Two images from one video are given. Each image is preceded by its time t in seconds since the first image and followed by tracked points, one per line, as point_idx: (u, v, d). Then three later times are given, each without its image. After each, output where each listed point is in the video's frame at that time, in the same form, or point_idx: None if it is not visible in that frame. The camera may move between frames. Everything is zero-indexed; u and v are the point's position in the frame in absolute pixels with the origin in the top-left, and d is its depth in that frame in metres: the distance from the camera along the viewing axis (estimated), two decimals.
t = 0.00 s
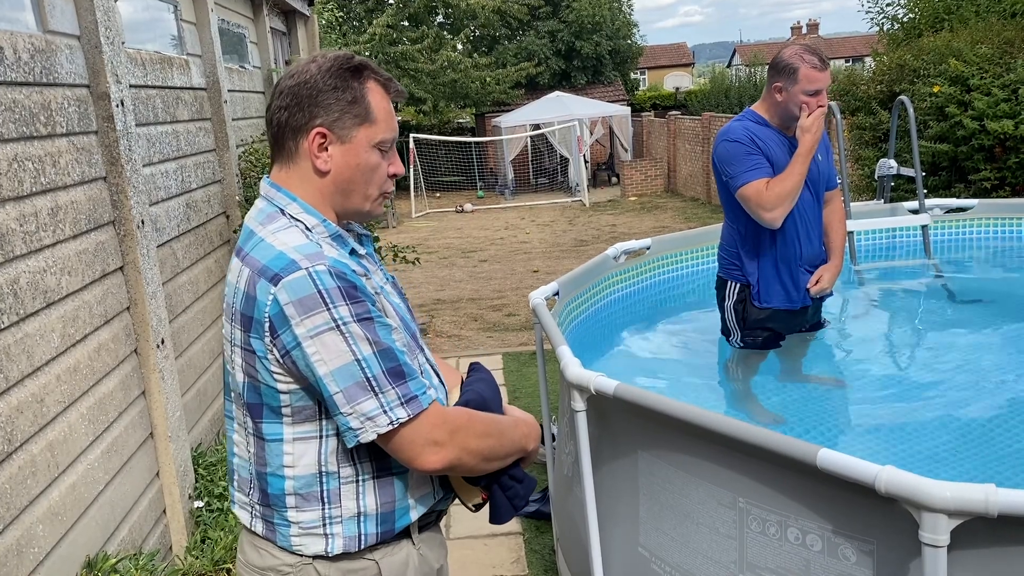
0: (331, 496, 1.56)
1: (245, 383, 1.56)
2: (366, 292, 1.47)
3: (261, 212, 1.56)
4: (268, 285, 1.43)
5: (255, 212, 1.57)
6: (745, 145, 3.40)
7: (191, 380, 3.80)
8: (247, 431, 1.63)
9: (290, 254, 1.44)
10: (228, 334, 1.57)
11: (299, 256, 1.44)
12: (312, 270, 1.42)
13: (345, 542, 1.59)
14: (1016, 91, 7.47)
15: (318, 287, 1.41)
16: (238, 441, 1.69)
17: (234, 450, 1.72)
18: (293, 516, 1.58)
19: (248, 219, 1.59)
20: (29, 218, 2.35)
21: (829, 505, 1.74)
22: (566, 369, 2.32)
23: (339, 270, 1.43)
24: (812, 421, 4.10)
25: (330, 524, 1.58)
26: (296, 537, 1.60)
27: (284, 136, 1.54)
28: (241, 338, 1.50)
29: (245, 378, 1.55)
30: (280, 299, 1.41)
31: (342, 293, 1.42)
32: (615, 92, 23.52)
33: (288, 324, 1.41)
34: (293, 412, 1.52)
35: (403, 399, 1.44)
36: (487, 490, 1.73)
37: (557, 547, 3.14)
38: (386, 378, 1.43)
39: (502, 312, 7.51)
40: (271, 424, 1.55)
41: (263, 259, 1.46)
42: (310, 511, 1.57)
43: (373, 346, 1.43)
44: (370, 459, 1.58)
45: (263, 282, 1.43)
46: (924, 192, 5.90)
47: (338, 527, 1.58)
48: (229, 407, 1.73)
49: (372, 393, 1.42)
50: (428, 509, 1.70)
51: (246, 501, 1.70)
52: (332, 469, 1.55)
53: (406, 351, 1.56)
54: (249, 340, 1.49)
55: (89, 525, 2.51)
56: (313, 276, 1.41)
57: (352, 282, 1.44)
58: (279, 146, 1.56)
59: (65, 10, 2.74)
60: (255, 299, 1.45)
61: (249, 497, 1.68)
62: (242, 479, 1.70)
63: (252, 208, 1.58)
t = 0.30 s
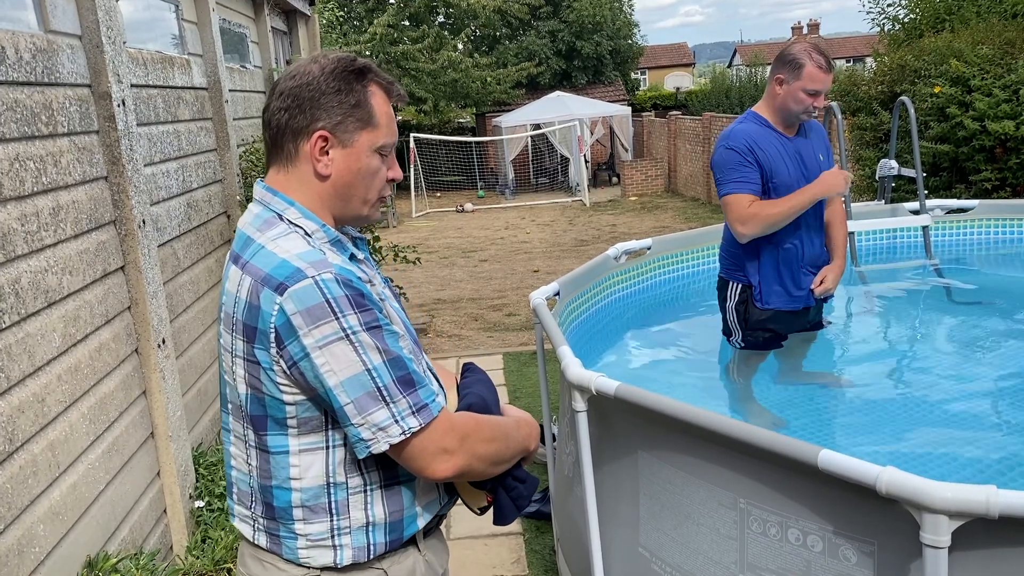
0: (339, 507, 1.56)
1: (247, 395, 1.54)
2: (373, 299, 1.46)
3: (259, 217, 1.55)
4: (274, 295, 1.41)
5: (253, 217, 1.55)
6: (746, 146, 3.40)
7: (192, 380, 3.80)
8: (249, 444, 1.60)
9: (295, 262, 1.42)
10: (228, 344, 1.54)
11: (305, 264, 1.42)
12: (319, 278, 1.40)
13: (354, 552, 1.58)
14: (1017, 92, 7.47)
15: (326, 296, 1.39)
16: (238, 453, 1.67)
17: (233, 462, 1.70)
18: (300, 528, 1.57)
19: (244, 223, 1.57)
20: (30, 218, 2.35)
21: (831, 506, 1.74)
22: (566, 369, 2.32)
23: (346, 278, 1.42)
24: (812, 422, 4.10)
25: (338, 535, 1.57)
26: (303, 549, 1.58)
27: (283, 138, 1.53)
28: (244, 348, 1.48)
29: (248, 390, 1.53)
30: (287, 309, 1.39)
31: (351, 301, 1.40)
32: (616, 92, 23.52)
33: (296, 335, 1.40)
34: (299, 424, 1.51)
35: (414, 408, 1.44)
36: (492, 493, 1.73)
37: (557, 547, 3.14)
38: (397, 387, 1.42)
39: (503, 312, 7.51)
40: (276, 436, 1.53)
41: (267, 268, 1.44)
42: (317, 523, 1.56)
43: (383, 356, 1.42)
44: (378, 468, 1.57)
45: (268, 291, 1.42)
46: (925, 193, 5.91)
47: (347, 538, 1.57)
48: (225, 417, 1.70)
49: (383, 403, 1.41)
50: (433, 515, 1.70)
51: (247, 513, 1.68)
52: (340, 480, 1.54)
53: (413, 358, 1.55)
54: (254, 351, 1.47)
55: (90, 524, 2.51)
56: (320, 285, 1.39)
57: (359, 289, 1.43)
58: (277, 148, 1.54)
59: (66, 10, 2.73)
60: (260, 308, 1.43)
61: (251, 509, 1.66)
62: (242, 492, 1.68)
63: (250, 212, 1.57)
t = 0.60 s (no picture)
0: (336, 517, 1.55)
1: (242, 406, 1.54)
2: (369, 310, 1.44)
3: (253, 223, 1.54)
4: (268, 307, 1.40)
5: (247, 223, 1.54)
6: (749, 146, 3.39)
7: (193, 378, 3.80)
8: (246, 454, 1.61)
9: (289, 273, 1.41)
10: (223, 353, 1.54)
11: (299, 274, 1.41)
12: (314, 290, 1.39)
13: (351, 561, 1.58)
14: (1018, 92, 7.47)
15: (321, 309, 1.38)
16: (235, 462, 1.67)
17: (230, 470, 1.70)
18: (296, 538, 1.57)
19: (238, 229, 1.57)
20: (31, 216, 2.35)
21: (832, 506, 1.74)
22: (566, 369, 2.31)
23: (341, 289, 1.41)
24: (812, 423, 4.10)
25: (335, 544, 1.57)
26: (298, 559, 1.58)
27: (277, 143, 1.51)
28: (238, 359, 1.48)
29: (243, 401, 1.53)
30: (281, 322, 1.38)
31: (346, 313, 1.39)
32: (616, 92, 23.52)
33: (290, 347, 1.39)
34: (294, 435, 1.51)
35: (410, 422, 1.43)
36: (491, 500, 1.73)
37: (557, 547, 3.15)
38: (393, 401, 1.42)
39: (503, 311, 7.51)
40: (271, 447, 1.53)
41: (260, 278, 1.43)
42: (313, 534, 1.56)
43: (379, 368, 1.41)
44: (376, 480, 1.57)
45: (262, 303, 1.41)
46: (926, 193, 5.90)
47: (344, 546, 1.57)
48: (223, 425, 1.70)
49: (379, 417, 1.41)
50: (432, 523, 1.71)
51: (243, 522, 1.68)
52: (337, 492, 1.54)
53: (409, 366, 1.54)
54: (248, 362, 1.47)
55: (90, 522, 2.51)
56: (314, 296, 1.38)
57: (355, 300, 1.42)
58: (271, 153, 1.53)
59: (67, 7, 2.73)
60: (254, 320, 1.42)
61: (247, 518, 1.66)
62: (238, 500, 1.68)
63: (244, 218, 1.55)
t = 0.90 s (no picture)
0: (325, 520, 1.55)
1: (231, 409, 1.55)
2: (358, 316, 1.44)
3: (246, 225, 1.54)
4: (254, 313, 1.40)
5: (240, 225, 1.55)
6: (752, 147, 3.38)
7: (194, 377, 3.81)
8: (237, 456, 1.61)
9: (277, 278, 1.41)
10: (214, 357, 1.55)
11: (287, 281, 1.41)
12: (301, 296, 1.39)
13: (340, 560, 1.57)
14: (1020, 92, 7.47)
15: (307, 316, 1.38)
16: (228, 463, 1.67)
17: (223, 471, 1.71)
18: (285, 540, 1.57)
19: (232, 229, 1.57)
20: (33, 215, 2.36)
21: (832, 506, 1.74)
22: (568, 368, 2.31)
23: (329, 295, 1.41)
24: (811, 423, 4.10)
25: (324, 544, 1.56)
26: (287, 559, 1.58)
27: (272, 145, 1.51)
28: (227, 363, 1.49)
29: (232, 404, 1.53)
30: (267, 328, 1.39)
31: (333, 321, 1.39)
32: (618, 91, 23.53)
33: (275, 354, 1.39)
34: (282, 440, 1.51)
35: (397, 431, 1.43)
36: (486, 505, 1.73)
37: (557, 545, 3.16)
38: (380, 410, 1.42)
39: (504, 311, 7.51)
40: (260, 451, 1.54)
41: (248, 283, 1.43)
42: (302, 535, 1.56)
43: (365, 376, 1.41)
44: (366, 486, 1.57)
45: (249, 309, 1.41)
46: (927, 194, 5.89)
47: (333, 546, 1.57)
48: (217, 426, 1.70)
49: (365, 426, 1.41)
50: (426, 527, 1.70)
51: (235, 521, 1.69)
52: (326, 497, 1.54)
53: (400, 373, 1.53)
54: (236, 367, 1.47)
55: (92, 520, 2.52)
56: (301, 303, 1.38)
57: (343, 307, 1.41)
58: (265, 155, 1.53)
59: (69, 6, 2.74)
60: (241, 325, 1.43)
61: (238, 518, 1.67)
62: (231, 500, 1.68)
63: (238, 220, 1.56)
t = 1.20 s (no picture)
0: (316, 513, 1.56)
1: (223, 404, 1.55)
2: (343, 315, 1.44)
3: (239, 222, 1.54)
4: (241, 310, 1.41)
5: (233, 222, 1.55)
6: (756, 146, 3.38)
7: (195, 376, 3.81)
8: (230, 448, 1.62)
9: (263, 276, 1.41)
10: (207, 352, 1.55)
11: (273, 278, 1.41)
12: (285, 295, 1.39)
13: (333, 551, 1.58)
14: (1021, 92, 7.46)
15: (291, 314, 1.38)
16: (223, 455, 1.68)
17: (221, 464, 1.71)
18: (278, 531, 1.57)
19: (226, 227, 1.57)
20: (35, 213, 2.36)
21: (834, 505, 1.74)
22: (570, 367, 2.31)
23: (314, 294, 1.40)
24: (811, 422, 4.10)
25: (316, 535, 1.57)
26: (281, 550, 1.59)
27: (263, 144, 1.51)
28: (217, 359, 1.49)
29: (223, 398, 1.54)
30: (251, 326, 1.39)
31: (316, 319, 1.39)
32: (619, 91, 23.53)
33: (260, 351, 1.40)
34: (272, 434, 1.51)
35: (379, 430, 1.43)
36: (481, 499, 1.72)
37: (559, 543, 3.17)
38: (362, 408, 1.42)
39: (505, 310, 7.51)
40: (250, 445, 1.54)
41: (237, 280, 1.43)
42: (294, 527, 1.56)
43: (348, 375, 1.41)
44: (357, 481, 1.56)
45: (236, 306, 1.41)
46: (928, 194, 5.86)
47: (325, 538, 1.57)
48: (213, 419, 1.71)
49: (347, 424, 1.41)
50: (420, 522, 1.70)
51: (231, 511, 1.70)
52: (316, 491, 1.54)
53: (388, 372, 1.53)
54: (225, 362, 1.48)
55: (93, 518, 2.52)
56: (286, 301, 1.39)
57: (329, 306, 1.41)
58: (257, 154, 1.53)
59: (72, 4, 2.74)
60: (229, 322, 1.43)
61: (234, 509, 1.68)
62: (228, 492, 1.69)
63: (231, 218, 1.56)
